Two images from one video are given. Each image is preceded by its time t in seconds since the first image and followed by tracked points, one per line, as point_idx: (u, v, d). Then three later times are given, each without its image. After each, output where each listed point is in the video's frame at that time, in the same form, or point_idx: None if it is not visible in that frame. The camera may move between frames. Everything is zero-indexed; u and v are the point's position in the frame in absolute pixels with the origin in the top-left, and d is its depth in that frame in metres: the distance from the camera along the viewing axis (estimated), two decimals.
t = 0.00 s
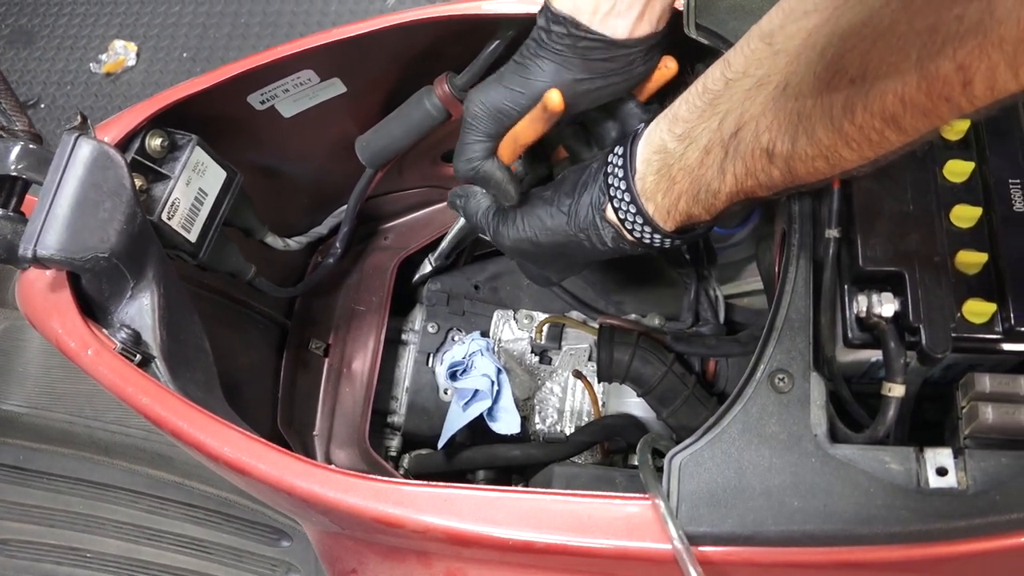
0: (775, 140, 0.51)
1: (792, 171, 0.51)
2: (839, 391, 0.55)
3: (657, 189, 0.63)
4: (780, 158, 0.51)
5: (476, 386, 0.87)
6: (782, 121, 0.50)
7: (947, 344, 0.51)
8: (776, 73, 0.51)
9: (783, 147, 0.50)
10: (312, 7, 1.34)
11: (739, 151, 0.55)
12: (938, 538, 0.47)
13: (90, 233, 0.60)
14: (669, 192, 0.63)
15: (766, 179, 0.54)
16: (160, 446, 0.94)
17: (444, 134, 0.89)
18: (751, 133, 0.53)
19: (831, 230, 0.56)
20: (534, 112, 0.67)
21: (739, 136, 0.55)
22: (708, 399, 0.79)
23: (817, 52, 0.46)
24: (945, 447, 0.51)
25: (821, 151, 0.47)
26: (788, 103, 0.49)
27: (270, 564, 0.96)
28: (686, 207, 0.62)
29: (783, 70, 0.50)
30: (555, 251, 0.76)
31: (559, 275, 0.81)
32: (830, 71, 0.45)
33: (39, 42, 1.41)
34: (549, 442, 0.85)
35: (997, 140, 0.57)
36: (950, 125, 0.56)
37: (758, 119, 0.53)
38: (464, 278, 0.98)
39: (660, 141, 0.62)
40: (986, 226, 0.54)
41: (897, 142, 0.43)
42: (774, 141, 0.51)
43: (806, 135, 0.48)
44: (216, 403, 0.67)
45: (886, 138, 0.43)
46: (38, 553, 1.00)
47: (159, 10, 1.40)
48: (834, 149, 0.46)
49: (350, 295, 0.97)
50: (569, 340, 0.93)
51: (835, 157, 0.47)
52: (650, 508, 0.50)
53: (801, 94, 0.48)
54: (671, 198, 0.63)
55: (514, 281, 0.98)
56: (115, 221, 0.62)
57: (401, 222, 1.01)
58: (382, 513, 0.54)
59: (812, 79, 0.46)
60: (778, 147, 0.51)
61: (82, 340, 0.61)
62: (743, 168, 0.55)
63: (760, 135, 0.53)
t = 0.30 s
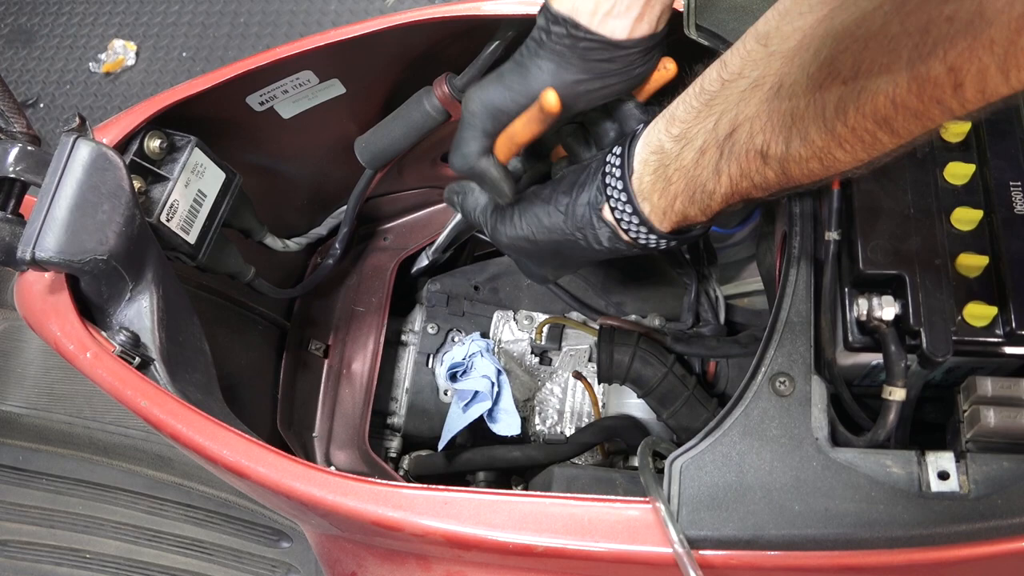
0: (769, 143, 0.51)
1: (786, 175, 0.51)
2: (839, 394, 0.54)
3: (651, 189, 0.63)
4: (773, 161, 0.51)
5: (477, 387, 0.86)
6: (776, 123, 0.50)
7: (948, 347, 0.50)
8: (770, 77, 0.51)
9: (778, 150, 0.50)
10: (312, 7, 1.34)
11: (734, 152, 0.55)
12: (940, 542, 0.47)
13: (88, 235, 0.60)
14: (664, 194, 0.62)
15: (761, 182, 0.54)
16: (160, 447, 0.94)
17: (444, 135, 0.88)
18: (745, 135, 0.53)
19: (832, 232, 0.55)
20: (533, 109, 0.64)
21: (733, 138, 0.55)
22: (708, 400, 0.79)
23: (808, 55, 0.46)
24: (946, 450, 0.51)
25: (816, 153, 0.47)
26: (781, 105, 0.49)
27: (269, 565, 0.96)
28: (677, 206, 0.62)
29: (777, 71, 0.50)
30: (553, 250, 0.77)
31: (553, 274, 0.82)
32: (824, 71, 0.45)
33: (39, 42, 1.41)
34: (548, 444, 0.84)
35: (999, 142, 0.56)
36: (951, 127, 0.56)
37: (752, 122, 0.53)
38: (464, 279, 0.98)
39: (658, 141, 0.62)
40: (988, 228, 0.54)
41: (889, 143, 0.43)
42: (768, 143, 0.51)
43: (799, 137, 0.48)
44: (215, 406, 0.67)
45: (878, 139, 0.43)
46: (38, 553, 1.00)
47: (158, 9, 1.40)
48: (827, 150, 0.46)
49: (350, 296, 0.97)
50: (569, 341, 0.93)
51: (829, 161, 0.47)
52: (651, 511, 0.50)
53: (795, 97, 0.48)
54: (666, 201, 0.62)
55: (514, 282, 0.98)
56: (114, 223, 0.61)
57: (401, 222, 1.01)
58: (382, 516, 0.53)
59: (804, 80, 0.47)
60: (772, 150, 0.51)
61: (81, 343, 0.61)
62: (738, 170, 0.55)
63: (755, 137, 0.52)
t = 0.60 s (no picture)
0: (772, 128, 0.50)
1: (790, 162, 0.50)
2: (840, 401, 0.54)
3: (638, 177, 0.64)
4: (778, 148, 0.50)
5: (475, 390, 0.86)
6: (780, 109, 0.49)
7: (948, 353, 0.50)
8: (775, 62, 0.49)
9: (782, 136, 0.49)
10: (312, 5, 1.33)
11: (732, 140, 0.54)
12: (941, 550, 0.47)
13: (85, 238, 0.60)
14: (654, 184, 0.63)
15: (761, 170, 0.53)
16: (159, 448, 0.94)
17: (443, 136, 0.88)
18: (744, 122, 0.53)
19: (830, 236, 0.55)
20: (559, 123, 0.62)
21: (731, 126, 0.54)
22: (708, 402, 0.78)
23: (818, 40, 0.44)
24: (947, 456, 0.51)
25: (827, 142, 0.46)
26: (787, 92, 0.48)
27: (268, 566, 0.95)
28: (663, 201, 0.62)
29: (781, 57, 0.49)
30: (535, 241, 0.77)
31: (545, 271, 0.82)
32: (834, 57, 0.43)
33: (38, 41, 1.41)
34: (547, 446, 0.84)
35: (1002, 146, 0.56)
36: (950, 130, 0.55)
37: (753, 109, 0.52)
38: (463, 280, 0.98)
39: (654, 132, 0.63)
40: (988, 232, 0.53)
41: (904, 128, 0.42)
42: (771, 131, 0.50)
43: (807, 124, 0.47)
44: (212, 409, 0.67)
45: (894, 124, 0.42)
46: (37, 554, 1.00)
47: (158, 8, 1.39)
48: (838, 135, 0.45)
49: (349, 297, 0.97)
50: (568, 343, 0.93)
51: (839, 146, 0.46)
52: (649, 517, 0.49)
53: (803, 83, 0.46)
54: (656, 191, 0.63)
55: (514, 283, 0.97)
56: (111, 227, 0.61)
57: (400, 223, 1.01)
58: (379, 522, 0.53)
59: (812, 68, 0.45)
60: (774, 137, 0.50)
61: (77, 347, 0.61)
62: (736, 158, 0.54)
63: (755, 124, 0.52)
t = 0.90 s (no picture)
0: (796, 106, 0.42)
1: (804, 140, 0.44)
2: (838, 402, 0.54)
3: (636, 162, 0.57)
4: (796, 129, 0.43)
5: (474, 390, 0.86)
6: (801, 87, 0.41)
7: (947, 354, 0.50)
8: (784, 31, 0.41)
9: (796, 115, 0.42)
10: (311, 5, 1.33)
11: (746, 121, 0.46)
12: (939, 551, 0.47)
13: (81, 240, 0.60)
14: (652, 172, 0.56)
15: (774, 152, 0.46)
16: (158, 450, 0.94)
17: (441, 137, 0.88)
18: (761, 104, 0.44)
19: (827, 236, 0.55)
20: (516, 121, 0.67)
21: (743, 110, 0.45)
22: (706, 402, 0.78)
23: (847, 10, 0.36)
24: (945, 457, 0.50)
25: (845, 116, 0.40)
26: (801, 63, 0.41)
27: (267, 567, 0.95)
28: (649, 197, 0.57)
29: (803, 31, 0.40)
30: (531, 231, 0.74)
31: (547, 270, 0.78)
32: (867, 26, 0.35)
33: (37, 41, 1.41)
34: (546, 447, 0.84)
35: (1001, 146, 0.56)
36: (948, 130, 0.55)
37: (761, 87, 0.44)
38: (462, 281, 0.98)
39: (657, 115, 0.55)
40: (986, 233, 0.53)
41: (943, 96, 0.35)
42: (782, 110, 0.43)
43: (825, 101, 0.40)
44: (210, 411, 0.67)
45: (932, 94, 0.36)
46: (37, 555, 1.00)
47: (157, 8, 1.39)
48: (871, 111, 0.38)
49: (347, 298, 0.97)
50: (567, 343, 0.93)
51: (870, 119, 0.40)
52: (647, 519, 0.49)
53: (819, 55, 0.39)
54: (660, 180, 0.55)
55: (512, 283, 0.97)
56: (107, 228, 0.61)
57: (398, 224, 1.00)
58: (377, 524, 0.53)
59: (841, 39, 0.37)
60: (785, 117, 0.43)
61: (74, 349, 0.61)
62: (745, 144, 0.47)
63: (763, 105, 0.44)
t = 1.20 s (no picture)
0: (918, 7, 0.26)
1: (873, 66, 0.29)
2: (837, 401, 0.54)
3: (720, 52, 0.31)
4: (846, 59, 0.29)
5: (473, 390, 0.87)
6: None
7: (945, 353, 0.50)
8: None
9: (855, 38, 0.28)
10: (311, 5, 1.33)
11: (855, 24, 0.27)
12: (939, 551, 0.47)
13: (81, 241, 0.60)
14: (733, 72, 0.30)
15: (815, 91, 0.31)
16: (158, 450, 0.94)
17: (441, 137, 0.88)
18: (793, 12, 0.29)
19: (827, 236, 0.55)
20: None
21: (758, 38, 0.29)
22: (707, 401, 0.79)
23: None
24: (944, 457, 0.50)
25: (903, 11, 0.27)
26: None
27: (267, 567, 0.95)
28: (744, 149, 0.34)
29: None
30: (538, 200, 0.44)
31: (549, 244, 0.47)
32: None
33: (37, 41, 1.41)
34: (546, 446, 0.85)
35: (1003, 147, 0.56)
36: (948, 130, 0.54)
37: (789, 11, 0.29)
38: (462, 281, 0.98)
39: None
40: (986, 233, 0.53)
41: None
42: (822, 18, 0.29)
43: None
44: (210, 411, 0.67)
45: None
46: (37, 555, 1.00)
47: (158, 8, 1.39)
48: None
49: (347, 298, 0.97)
50: (567, 343, 0.93)
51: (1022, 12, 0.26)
52: (647, 519, 0.49)
53: None
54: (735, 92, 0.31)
55: (512, 283, 0.97)
56: (107, 229, 0.61)
57: (398, 224, 1.00)
58: (377, 523, 0.53)
59: None
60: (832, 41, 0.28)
61: (74, 349, 0.61)
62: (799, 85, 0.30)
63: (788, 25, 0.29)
